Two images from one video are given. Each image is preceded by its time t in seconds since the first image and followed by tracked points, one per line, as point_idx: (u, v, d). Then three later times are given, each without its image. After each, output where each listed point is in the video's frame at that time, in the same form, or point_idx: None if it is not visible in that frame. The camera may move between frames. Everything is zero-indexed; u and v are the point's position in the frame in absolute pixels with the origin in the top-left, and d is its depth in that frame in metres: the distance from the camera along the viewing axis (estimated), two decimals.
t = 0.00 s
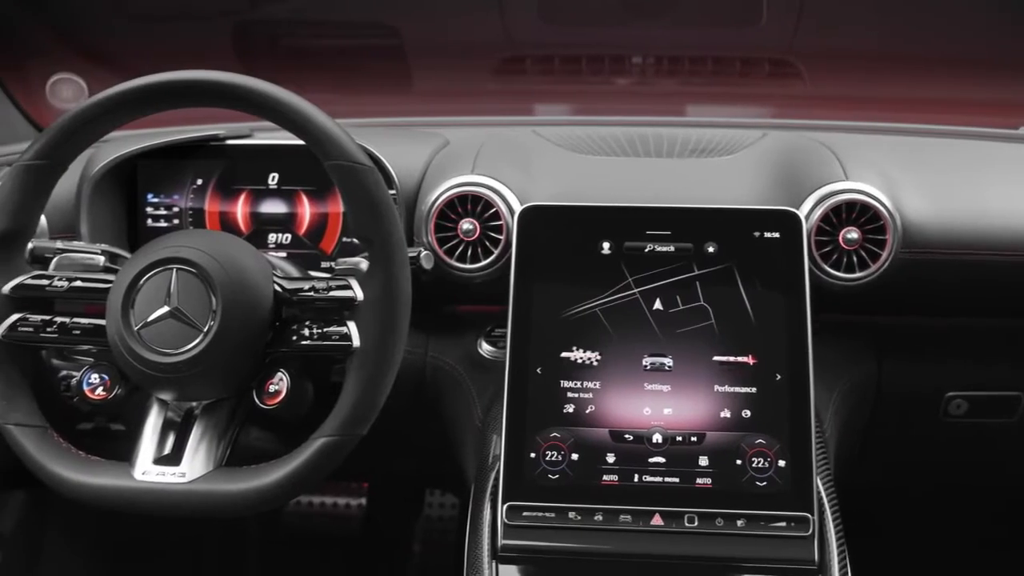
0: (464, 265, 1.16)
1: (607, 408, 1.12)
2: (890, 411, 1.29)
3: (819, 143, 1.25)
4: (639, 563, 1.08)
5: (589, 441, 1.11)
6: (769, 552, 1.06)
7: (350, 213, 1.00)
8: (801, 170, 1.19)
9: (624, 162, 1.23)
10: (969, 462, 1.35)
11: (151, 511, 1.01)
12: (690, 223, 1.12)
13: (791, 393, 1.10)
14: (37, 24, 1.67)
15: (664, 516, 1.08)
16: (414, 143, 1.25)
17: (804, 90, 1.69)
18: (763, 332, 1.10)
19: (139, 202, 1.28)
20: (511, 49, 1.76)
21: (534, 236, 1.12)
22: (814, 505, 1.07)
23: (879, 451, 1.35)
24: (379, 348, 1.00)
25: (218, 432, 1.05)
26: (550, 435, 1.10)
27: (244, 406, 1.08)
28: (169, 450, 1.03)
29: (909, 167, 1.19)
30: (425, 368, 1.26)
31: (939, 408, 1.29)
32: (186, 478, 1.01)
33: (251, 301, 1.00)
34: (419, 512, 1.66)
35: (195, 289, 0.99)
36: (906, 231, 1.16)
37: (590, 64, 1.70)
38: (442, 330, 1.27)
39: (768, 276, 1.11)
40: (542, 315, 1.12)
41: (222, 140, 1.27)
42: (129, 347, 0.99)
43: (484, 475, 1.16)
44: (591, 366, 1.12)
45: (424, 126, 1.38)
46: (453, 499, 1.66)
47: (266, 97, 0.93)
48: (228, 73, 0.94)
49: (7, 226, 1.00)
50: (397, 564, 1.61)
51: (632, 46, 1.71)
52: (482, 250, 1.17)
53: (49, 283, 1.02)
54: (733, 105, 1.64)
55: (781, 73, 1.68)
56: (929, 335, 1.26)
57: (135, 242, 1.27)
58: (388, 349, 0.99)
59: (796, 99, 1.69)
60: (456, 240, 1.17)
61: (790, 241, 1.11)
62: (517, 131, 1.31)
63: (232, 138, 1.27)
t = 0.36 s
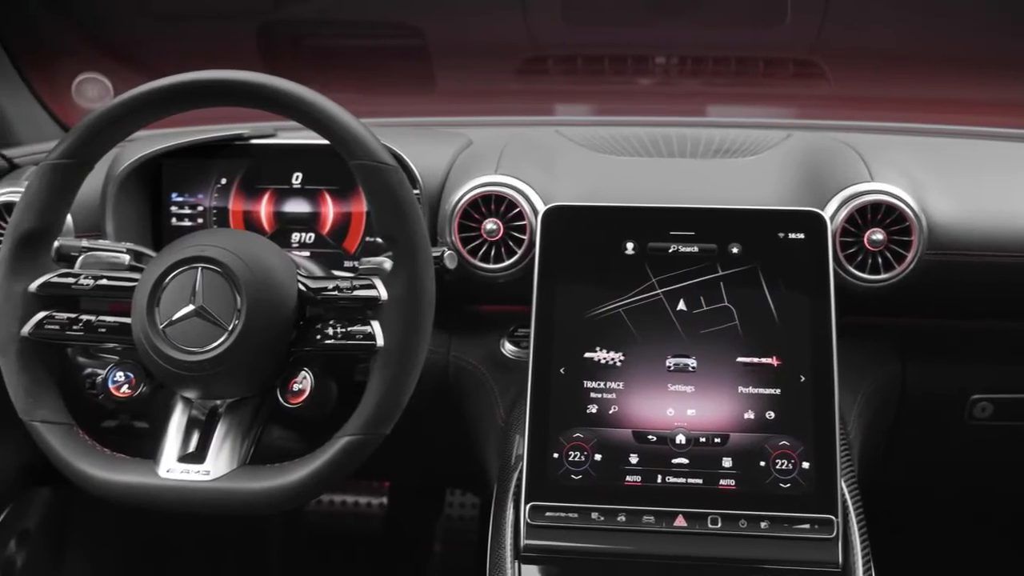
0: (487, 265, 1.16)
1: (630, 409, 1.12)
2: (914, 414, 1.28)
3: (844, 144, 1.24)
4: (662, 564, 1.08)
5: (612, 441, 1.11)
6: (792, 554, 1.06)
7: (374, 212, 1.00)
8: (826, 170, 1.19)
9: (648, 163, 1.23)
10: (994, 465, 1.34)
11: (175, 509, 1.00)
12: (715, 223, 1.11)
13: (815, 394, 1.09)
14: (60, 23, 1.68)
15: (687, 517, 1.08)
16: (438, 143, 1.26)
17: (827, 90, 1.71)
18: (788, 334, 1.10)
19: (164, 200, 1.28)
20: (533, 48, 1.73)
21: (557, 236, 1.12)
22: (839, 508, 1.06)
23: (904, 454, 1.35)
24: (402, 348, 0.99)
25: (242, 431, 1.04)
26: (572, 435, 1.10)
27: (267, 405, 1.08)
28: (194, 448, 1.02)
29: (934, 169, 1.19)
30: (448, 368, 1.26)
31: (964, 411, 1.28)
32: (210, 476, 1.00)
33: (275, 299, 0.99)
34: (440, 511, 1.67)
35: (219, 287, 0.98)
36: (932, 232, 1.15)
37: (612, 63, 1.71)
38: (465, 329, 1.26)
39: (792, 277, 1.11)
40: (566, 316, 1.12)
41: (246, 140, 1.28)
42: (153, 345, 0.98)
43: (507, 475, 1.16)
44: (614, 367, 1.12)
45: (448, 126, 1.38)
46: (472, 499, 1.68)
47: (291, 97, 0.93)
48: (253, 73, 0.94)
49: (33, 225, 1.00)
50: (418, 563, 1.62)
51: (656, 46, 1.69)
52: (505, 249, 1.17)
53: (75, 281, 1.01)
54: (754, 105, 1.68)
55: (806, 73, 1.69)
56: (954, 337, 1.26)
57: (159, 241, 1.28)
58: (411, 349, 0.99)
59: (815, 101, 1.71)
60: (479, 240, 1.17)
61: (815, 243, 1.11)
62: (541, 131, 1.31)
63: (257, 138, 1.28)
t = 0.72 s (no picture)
0: (511, 265, 1.16)
1: (653, 410, 1.12)
2: (939, 417, 1.28)
3: (868, 145, 1.24)
4: (684, 565, 1.07)
5: (635, 442, 1.11)
6: (816, 556, 1.05)
7: (398, 212, 1.00)
8: (851, 171, 1.18)
9: (671, 163, 1.23)
10: (1019, 469, 1.34)
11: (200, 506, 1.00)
12: (739, 224, 1.11)
13: (839, 396, 1.09)
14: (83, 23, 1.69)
15: (711, 519, 1.07)
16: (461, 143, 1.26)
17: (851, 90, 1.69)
18: (813, 335, 1.09)
19: (188, 199, 1.29)
20: (556, 48, 1.73)
21: (581, 236, 1.12)
22: (863, 510, 1.06)
23: (928, 456, 1.34)
24: (426, 347, 0.99)
25: (265, 430, 1.04)
26: (596, 436, 1.10)
27: (290, 404, 1.07)
28: (218, 446, 1.02)
29: (960, 170, 1.18)
30: (471, 367, 1.27)
31: (988, 414, 1.28)
32: (234, 474, 1.00)
33: (298, 298, 0.99)
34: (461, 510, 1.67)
35: (244, 285, 0.98)
36: (958, 234, 1.15)
37: (636, 62, 1.71)
38: (488, 329, 1.28)
39: (817, 279, 1.10)
40: (589, 316, 1.12)
41: (269, 139, 1.28)
42: (178, 343, 0.98)
43: (529, 475, 1.16)
44: (637, 367, 1.12)
45: (471, 127, 1.39)
46: (495, 499, 1.68)
47: (317, 97, 0.93)
48: (279, 73, 0.94)
49: (59, 223, 1.01)
50: (439, 562, 1.62)
51: (678, 46, 1.69)
52: (528, 250, 1.17)
53: (101, 279, 1.01)
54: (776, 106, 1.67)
55: (829, 74, 1.68)
56: (978, 339, 1.25)
57: (184, 240, 1.29)
58: (435, 348, 0.98)
59: (836, 100, 1.70)
60: (503, 240, 1.17)
61: (840, 244, 1.10)
62: (564, 132, 1.31)
63: (280, 137, 1.29)
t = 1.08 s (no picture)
0: (534, 265, 1.16)
1: (676, 411, 1.11)
2: (963, 420, 1.27)
3: (893, 146, 1.23)
4: (706, 567, 1.07)
5: (658, 443, 1.10)
6: (839, 559, 1.05)
7: (422, 212, 0.99)
8: (875, 172, 1.18)
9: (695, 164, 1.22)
10: None
11: (223, 504, 1.00)
12: (763, 225, 1.10)
13: (863, 398, 1.08)
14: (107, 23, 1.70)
15: (734, 521, 1.07)
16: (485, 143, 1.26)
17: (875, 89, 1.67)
18: (837, 337, 1.09)
19: (212, 199, 1.30)
20: (578, 49, 1.73)
21: (604, 237, 1.12)
22: (887, 513, 1.05)
23: (952, 460, 1.33)
24: (449, 347, 0.98)
25: (288, 429, 1.03)
26: (619, 437, 1.10)
27: (313, 402, 1.07)
28: (242, 444, 1.02)
29: (986, 171, 1.18)
30: (492, 367, 1.27)
31: (1013, 417, 1.27)
32: (258, 472, 0.99)
33: (323, 297, 0.99)
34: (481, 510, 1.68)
35: (268, 285, 0.98)
36: (983, 236, 1.14)
37: (658, 63, 1.71)
38: (511, 329, 1.28)
39: (843, 281, 1.09)
40: (612, 316, 1.12)
41: (293, 139, 1.29)
42: (202, 342, 0.98)
43: (552, 475, 1.16)
44: (661, 368, 1.12)
45: (494, 127, 1.39)
46: (516, 499, 1.67)
47: (342, 96, 0.93)
48: (306, 74, 0.94)
49: (85, 222, 1.01)
50: (459, 562, 1.63)
51: (701, 47, 1.69)
52: (551, 250, 1.17)
53: (126, 278, 1.01)
54: (799, 107, 1.66)
55: (854, 74, 1.67)
56: (1003, 342, 1.25)
57: (207, 239, 1.29)
58: (458, 347, 0.98)
59: (861, 100, 1.69)
60: (526, 240, 1.18)
61: (865, 246, 1.09)
62: (587, 132, 1.31)
63: (303, 137, 1.29)
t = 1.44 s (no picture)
0: (558, 265, 1.17)
1: (699, 412, 1.11)
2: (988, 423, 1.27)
3: (919, 147, 1.23)
4: (729, 568, 1.07)
5: (681, 444, 1.10)
6: (864, 562, 1.04)
7: (445, 211, 0.99)
8: (900, 174, 1.18)
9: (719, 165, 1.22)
10: None
11: (245, 501, 1.00)
12: (787, 226, 1.10)
13: (888, 400, 1.07)
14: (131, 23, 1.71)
15: (758, 522, 1.06)
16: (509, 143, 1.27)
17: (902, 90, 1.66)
18: (861, 338, 1.08)
19: (236, 198, 1.30)
20: (601, 48, 1.73)
21: (627, 237, 1.12)
22: (912, 515, 1.05)
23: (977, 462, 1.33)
24: (473, 347, 0.98)
25: (312, 428, 1.03)
26: (642, 437, 1.10)
27: (336, 400, 1.06)
28: (265, 443, 1.01)
29: (1013, 172, 1.17)
30: (515, 367, 1.28)
31: None
32: (282, 470, 0.99)
33: (346, 297, 0.99)
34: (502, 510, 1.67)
35: (292, 284, 0.98)
36: (1011, 237, 1.14)
37: (681, 63, 1.71)
38: (533, 329, 1.28)
39: (867, 283, 1.09)
40: (635, 316, 1.12)
41: (316, 138, 1.29)
42: (226, 341, 0.98)
43: (575, 476, 1.17)
44: (684, 369, 1.11)
45: (517, 127, 1.39)
46: (538, 499, 1.67)
47: (368, 96, 0.93)
48: (333, 73, 0.95)
49: (111, 221, 1.02)
50: (479, 561, 1.63)
51: (724, 47, 1.69)
52: (575, 250, 1.17)
53: (151, 276, 1.02)
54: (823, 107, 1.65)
55: (881, 74, 1.64)
56: None
57: (231, 238, 1.30)
58: (482, 348, 0.98)
59: (885, 100, 1.68)
60: (550, 240, 1.18)
61: (889, 247, 1.09)
62: (610, 132, 1.31)
63: (326, 136, 1.30)
